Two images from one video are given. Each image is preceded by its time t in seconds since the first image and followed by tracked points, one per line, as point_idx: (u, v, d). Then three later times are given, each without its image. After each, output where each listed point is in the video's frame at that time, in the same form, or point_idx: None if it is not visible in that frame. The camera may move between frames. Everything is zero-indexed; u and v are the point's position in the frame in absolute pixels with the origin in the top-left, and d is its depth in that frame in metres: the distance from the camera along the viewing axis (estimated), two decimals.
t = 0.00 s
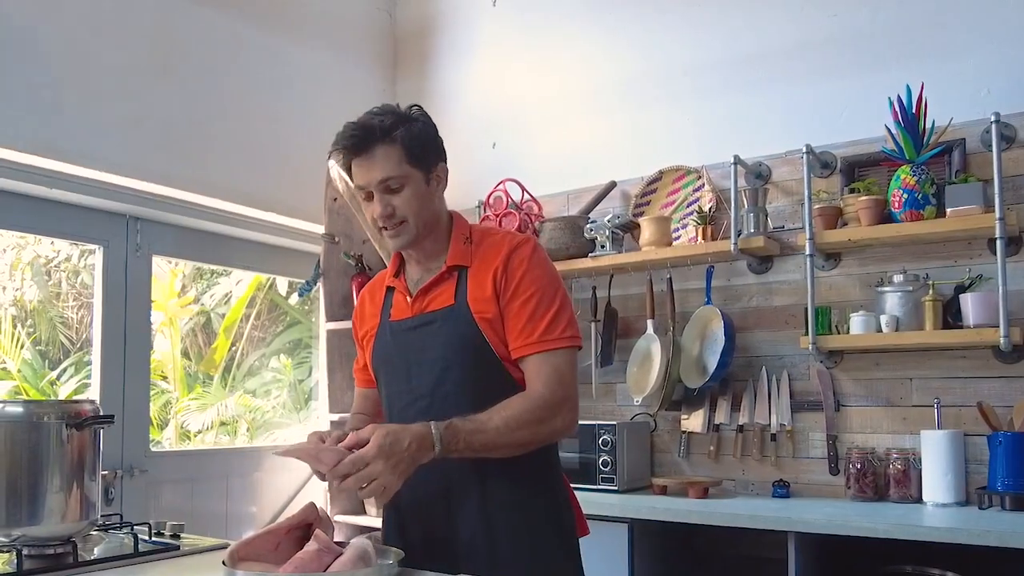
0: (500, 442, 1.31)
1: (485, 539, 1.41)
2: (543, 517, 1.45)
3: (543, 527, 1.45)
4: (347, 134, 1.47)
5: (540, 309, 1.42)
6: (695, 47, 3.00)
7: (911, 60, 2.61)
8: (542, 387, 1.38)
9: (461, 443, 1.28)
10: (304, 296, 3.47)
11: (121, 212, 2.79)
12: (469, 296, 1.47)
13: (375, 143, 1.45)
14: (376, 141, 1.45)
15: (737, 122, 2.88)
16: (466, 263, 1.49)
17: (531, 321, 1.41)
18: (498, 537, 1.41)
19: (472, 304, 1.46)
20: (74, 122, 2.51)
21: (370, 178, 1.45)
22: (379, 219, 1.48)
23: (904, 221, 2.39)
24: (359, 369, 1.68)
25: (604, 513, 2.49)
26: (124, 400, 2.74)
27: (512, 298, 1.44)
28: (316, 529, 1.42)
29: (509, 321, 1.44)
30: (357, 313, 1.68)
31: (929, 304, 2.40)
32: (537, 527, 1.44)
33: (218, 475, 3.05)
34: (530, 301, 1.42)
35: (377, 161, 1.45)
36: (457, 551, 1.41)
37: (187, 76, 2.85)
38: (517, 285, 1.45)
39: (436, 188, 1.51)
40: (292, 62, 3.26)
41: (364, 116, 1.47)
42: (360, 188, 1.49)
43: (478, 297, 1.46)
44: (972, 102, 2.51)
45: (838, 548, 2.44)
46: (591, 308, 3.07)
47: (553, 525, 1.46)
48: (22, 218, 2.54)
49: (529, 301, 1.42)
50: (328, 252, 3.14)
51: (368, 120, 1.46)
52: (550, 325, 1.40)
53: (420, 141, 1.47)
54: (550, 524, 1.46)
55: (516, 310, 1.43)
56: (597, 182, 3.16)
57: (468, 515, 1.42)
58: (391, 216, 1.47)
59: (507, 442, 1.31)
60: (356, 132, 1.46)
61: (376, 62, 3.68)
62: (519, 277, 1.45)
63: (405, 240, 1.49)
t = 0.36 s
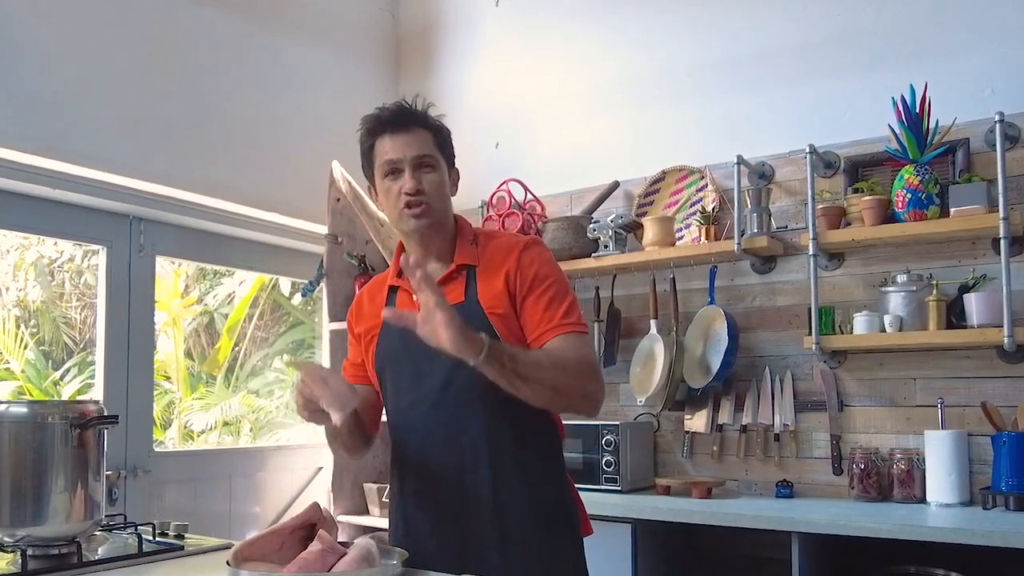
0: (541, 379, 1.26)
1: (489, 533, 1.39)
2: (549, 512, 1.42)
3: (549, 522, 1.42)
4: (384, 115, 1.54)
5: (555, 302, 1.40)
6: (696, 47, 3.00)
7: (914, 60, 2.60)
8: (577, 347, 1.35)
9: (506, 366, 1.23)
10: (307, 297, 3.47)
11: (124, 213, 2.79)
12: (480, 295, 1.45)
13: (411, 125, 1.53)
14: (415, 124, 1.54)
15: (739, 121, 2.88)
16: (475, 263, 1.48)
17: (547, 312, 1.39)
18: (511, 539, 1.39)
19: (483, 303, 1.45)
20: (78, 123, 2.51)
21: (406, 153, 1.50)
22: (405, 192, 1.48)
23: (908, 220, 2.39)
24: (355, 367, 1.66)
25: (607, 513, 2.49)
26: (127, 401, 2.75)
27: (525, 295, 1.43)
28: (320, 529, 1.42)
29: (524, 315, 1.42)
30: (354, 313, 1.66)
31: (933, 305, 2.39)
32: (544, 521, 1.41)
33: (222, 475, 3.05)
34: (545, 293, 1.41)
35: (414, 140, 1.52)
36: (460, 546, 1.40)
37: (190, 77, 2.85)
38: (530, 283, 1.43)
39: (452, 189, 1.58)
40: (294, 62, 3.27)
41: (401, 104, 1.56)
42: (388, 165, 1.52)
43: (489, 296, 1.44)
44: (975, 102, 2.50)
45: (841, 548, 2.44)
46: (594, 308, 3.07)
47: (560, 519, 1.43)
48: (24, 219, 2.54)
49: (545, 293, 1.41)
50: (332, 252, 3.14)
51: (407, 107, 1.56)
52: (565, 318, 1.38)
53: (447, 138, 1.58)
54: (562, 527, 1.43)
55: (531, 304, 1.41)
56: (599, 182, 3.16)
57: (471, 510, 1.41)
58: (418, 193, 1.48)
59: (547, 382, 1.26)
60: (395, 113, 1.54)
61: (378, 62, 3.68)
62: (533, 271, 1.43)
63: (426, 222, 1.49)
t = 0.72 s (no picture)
0: (547, 400, 1.33)
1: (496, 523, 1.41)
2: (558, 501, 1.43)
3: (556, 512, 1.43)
4: (405, 114, 1.53)
5: (570, 307, 1.43)
6: (696, 48, 3.00)
7: (916, 60, 2.60)
8: (592, 363, 1.40)
9: (511, 390, 1.32)
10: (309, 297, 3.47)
11: (126, 213, 2.80)
12: (497, 294, 1.48)
13: (435, 125, 1.53)
14: (435, 123, 1.53)
15: (741, 121, 2.88)
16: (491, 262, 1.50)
17: (563, 318, 1.42)
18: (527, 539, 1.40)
19: (500, 302, 1.47)
20: (80, 124, 2.52)
21: (427, 155, 1.50)
22: (424, 195, 1.48)
23: (909, 221, 2.39)
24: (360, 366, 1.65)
25: (608, 514, 2.49)
26: (130, 401, 2.75)
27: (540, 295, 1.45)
28: (322, 529, 1.42)
29: (539, 318, 1.45)
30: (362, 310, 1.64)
31: (935, 305, 2.39)
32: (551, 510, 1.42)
33: (224, 475, 3.06)
34: (561, 298, 1.43)
35: (435, 141, 1.51)
36: (468, 536, 1.41)
37: (192, 77, 2.86)
38: (545, 283, 1.46)
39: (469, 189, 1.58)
40: (296, 62, 3.27)
41: (422, 102, 1.55)
42: (408, 165, 1.51)
43: (506, 295, 1.47)
44: (977, 102, 2.50)
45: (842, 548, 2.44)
46: (596, 307, 3.07)
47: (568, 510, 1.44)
48: (27, 219, 2.54)
49: (560, 298, 1.43)
50: (333, 253, 3.10)
51: (428, 106, 1.54)
52: (580, 320, 1.42)
53: (467, 138, 1.57)
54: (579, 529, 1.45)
55: (546, 308, 1.44)
56: (601, 183, 3.16)
57: (483, 499, 1.42)
58: (438, 197, 1.48)
59: (551, 403, 1.33)
60: (416, 112, 1.52)
61: (381, 62, 3.69)
62: (549, 275, 1.46)
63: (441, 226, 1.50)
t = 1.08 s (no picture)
0: (596, 420, 1.28)
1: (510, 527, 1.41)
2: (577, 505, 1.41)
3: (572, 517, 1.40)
4: (435, 108, 1.52)
5: (605, 306, 1.40)
6: (698, 48, 3.00)
7: (918, 60, 2.60)
8: (633, 372, 1.35)
9: (560, 415, 1.26)
10: (312, 297, 3.47)
11: (129, 214, 2.80)
12: (524, 292, 1.45)
13: (463, 120, 1.51)
14: (466, 118, 1.51)
15: (743, 122, 2.88)
16: (518, 260, 1.48)
17: (598, 319, 1.39)
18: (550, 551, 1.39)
19: (526, 300, 1.45)
20: (83, 124, 2.52)
21: (455, 151, 1.48)
22: (452, 193, 1.48)
23: (912, 221, 2.39)
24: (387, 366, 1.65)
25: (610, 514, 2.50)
26: (133, 401, 2.75)
27: (573, 297, 1.42)
28: (325, 529, 1.42)
29: (572, 319, 1.41)
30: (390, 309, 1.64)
31: (937, 305, 2.39)
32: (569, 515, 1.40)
33: (227, 475, 3.06)
34: (596, 297, 1.40)
35: (465, 136, 1.49)
36: (482, 539, 1.42)
37: (195, 78, 2.86)
38: (578, 284, 1.42)
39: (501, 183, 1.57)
40: (299, 63, 3.27)
41: (452, 95, 1.53)
42: (436, 161, 1.50)
43: (536, 296, 1.44)
44: (980, 102, 2.50)
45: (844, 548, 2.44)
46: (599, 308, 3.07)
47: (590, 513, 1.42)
48: (30, 219, 2.55)
49: (595, 297, 1.40)
50: (335, 253, 3.15)
51: (458, 99, 1.53)
52: (617, 322, 1.39)
53: (499, 131, 1.56)
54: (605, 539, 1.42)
55: (579, 308, 1.41)
56: (603, 183, 3.16)
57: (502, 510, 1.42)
58: (466, 194, 1.48)
59: (601, 422, 1.29)
60: (446, 107, 1.51)
61: (383, 62, 3.69)
62: (582, 273, 1.42)
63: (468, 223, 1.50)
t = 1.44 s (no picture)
0: (649, 460, 1.16)
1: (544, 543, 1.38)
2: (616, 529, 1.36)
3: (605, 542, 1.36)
4: (516, 94, 1.33)
5: (683, 324, 1.24)
6: (698, 48, 3.00)
7: (919, 60, 2.60)
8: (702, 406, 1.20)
9: (605, 452, 1.16)
10: (314, 298, 3.48)
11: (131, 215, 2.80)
12: (595, 300, 1.33)
13: (547, 112, 1.31)
14: (550, 109, 1.32)
15: (743, 122, 2.88)
16: (595, 260, 1.35)
17: (670, 340, 1.24)
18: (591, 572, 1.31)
19: (597, 309, 1.32)
20: (84, 125, 2.53)
21: (533, 152, 1.32)
22: (526, 199, 1.35)
23: (914, 221, 2.39)
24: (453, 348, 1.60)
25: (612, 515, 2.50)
26: (134, 401, 2.76)
27: (648, 311, 1.28)
28: (327, 529, 1.43)
29: (643, 334, 1.28)
30: (458, 291, 1.58)
31: (939, 305, 2.40)
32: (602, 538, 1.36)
33: (228, 475, 3.06)
34: (672, 313, 1.25)
35: (547, 134, 1.31)
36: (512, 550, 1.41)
37: (197, 79, 2.86)
38: (655, 299, 1.27)
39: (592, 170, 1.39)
40: (301, 63, 3.27)
41: (538, 78, 1.33)
42: (512, 157, 1.35)
43: (607, 305, 1.31)
44: (982, 102, 2.50)
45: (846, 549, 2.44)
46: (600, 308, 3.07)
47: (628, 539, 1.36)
48: (33, 220, 2.55)
49: (671, 313, 1.25)
50: (337, 254, 3.15)
51: (545, 84, 1.32)
52: (690, 346, 1.23)
53: (594, 114, 1.34)
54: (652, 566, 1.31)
55: (653, 324, 1.26)
56: (604, 183, 3.16)
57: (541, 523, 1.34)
58: (542, 199, 1.35)
59: (654, 462, 1.16)
60: (529, 96, 1.31)
61: (384, 62, 3.68)
62: (660, 284, 1.28)
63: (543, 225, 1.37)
